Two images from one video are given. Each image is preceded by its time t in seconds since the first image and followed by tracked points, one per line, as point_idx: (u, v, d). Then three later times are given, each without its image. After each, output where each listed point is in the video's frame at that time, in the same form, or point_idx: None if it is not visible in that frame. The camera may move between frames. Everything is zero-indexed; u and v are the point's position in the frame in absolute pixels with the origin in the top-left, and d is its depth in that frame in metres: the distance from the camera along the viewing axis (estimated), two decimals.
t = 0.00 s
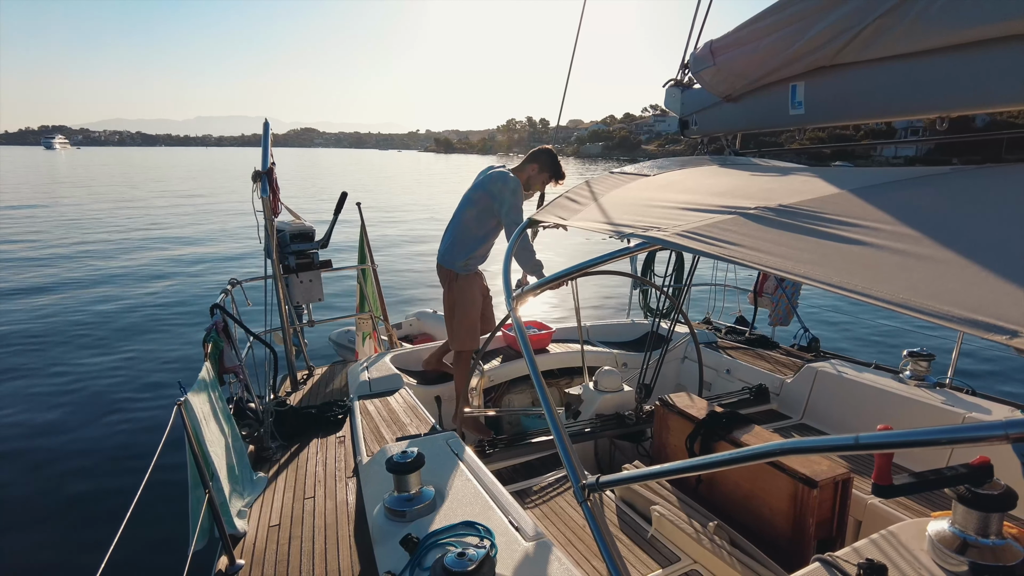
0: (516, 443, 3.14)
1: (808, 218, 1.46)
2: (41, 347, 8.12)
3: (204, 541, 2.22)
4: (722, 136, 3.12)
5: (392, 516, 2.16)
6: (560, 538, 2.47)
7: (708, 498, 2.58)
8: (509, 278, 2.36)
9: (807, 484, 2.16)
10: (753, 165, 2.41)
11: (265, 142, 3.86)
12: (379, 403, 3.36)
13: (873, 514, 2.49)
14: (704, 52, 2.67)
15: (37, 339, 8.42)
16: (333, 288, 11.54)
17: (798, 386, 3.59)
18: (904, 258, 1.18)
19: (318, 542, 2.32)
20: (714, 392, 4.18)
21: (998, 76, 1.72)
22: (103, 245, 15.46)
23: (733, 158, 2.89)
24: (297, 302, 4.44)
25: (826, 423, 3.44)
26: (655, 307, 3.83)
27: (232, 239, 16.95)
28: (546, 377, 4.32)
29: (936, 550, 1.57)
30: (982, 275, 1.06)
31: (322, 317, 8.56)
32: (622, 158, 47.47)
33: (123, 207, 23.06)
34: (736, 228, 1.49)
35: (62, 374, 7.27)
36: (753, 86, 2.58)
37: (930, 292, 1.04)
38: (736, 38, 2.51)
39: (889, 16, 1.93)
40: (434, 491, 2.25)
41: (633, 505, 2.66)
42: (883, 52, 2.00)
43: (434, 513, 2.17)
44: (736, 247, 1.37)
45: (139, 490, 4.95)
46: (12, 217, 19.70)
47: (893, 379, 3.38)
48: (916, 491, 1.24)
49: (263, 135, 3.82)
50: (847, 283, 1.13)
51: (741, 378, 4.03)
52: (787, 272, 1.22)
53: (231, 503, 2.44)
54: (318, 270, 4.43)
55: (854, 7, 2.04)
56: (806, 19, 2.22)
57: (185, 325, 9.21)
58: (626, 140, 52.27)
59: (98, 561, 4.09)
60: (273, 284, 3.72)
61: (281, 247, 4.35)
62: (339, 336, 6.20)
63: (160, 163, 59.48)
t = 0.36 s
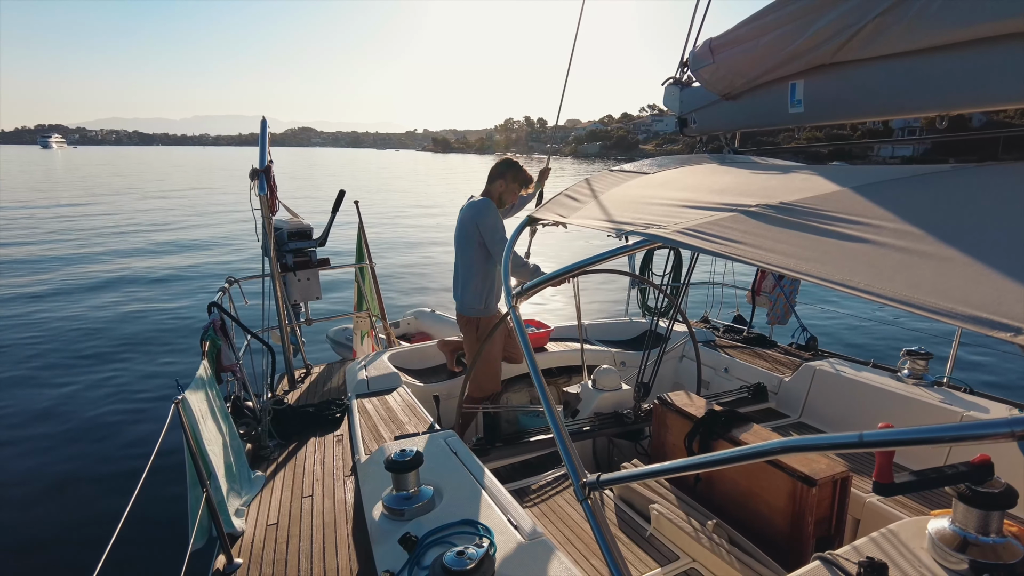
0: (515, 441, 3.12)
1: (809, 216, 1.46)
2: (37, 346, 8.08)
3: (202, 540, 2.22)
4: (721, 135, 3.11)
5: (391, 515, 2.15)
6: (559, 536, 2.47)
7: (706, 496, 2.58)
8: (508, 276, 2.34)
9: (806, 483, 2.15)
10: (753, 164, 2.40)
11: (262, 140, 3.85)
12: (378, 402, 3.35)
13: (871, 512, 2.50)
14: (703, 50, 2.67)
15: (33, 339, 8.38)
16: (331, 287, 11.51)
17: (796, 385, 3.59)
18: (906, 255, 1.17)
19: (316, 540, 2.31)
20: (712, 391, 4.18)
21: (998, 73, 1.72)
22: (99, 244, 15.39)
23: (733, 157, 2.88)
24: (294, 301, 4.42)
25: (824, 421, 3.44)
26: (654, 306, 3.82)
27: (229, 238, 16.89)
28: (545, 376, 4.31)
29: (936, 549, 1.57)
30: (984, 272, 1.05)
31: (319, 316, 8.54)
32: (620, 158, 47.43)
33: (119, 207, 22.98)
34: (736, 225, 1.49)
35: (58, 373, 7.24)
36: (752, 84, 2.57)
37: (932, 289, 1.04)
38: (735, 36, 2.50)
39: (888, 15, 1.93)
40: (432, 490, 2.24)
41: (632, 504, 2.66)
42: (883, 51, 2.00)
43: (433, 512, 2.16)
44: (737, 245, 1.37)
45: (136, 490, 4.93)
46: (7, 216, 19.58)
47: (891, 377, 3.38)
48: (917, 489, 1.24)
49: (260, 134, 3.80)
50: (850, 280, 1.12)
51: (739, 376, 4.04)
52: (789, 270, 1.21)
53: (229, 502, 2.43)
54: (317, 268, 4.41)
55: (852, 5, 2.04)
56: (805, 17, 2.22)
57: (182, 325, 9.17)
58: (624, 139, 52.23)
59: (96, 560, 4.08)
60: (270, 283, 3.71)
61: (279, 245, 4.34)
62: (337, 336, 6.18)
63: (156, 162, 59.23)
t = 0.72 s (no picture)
0: (515, 441, 3.12)
1: (811, 216, 1.45)
2: (36, 347, 8.06)
3: (202, 540, 2.22)
4: (721, 135, 3.10)
5: (391, 515, 2.14)
6: (558, 536, 2.47)
7: (706, 496, 2.58)
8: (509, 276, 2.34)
9: (806, 482, 2.16)
10: (753, 164, 2.40)
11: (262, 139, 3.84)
12: (377, 401, 3.35)
13: (871, 512, 2.50)
14: (703, 50, 2.66)
15: (32, 339, 8.36)
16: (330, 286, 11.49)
17: (796, 385, 3.59)
18: (908, 255, 1.17)
19: (316, 541, 2.30)
20: (712, 391, 4.19)
21: (998, 73, 1.72)
22: (97, 244, 15.36)
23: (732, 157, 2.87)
24: (294, 301, 4.42)
25: (823, 421, 3.44)
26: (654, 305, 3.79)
27: (227, 238, 16.86)
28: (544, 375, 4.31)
29: (937, 549, 1.57)
30: (985, 272, 1.05)
31: (319, 316, 8.53)
32: (620, 158, 47.41)
33: (117, 207, 22.93)
34: (738, 225, 1.48)
35: (57, 373, 7.22)
36: (752, 84, 2.57)
37: (935, 289, 1.04)
38: (735, 36, 2.50)
39: (888, 14, 1.93)
40: (431, 490, 2.24)
41: (631, 503, 2.66)
42: (883, 50, 2.00)
43: (433, 512, 2.16)
44: (737, 245, 1.37)
45: (136, 490, 4.93)
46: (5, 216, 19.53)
47: (890, 377, 3.38)
48: (917, 489, 1.24)
49: (259, 133, 3.80)
50: (852, 280, 1.12)
51: (739, 376, 4.04)
52: (790, 270, 1.21)
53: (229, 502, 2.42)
54: (316, 268, 4.41)
55: (852, 5, 2.04)
56: (806, 17, 2.21)
57: (181, 324, 9.15)
58: (624, 138, 52.18)
59: (96, 560, 4.07)
60: (270, 282, 3.70)
61: (278, 245, 4.33)
62: (338, 336, 6.19)
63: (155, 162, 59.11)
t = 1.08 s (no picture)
0: (514, 441, 3.12)
1: (809, 218, 1.46)
2: (36, 347, 8.07)
3: (202, 540, 2.22)
4: (720, 135, 3.10)
5: (390, 516, 2.14)
6: (558, 537, 2.47)
7: (705, 496, 2.58)
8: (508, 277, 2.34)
9: (805, 483, 2.16)
10: (752, 165, 2.40)
11: (261, 140, 3.84)
12: (377, 402, 3.35)
13: (870, 512, 2.50)
14: (703, 51, 2.67)
15: (32, 339, 8.36)
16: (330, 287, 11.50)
17: (795, 385, 3.59)
18: (906, 257, 1.18)
19: (316, 541, 2.31)
20: (711, 391, 4.19)
21: (998, 73, 1.73)
22: (96, 244, 15.36)
23: (731, 157, 2.88)
24: (293, 301, 4.42)
25: (822, 421, 3.45)
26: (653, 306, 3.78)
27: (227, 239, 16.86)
28: (543, 376, 4.31)
29: (935, 549, 1.58)
30: (984, 274, 1.06)
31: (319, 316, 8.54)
32: (619, 158, 47.42)
33: (116, 207, 22.92)
34: (737, 227, 1.49)
35: (56, 374, 7.22)
36: (751, 85, 2.57)
37: (932, 291, 1.04)
38: (735, 37, 2.51)
39: (887, 15, 1.93)
40: (431, 490, 2.24)
41: (631, 504, 2.66)
42: (883, 51, 2.00)
43: (432, 513, 2.16)
44: (736, 247, 1.37)
45: (137, 490, 4.93)
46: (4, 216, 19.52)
47: (889, 377, 3.39)
48: (915, 490, 1.24)
49: (259, 133, 3.80)
50: (849, 282, 1.13)
51: (738, 377, 4.04)
52: (788, 272, 1.22)
53: (228, 503, 2.42)
54: (315, 269, 4.41)
55: (853, 6, 2.04)
56: (806, 17, 2.22)
57: (180, 325, 9.15)
58: (623, 139, 52.17)
59: (97, 560, 4.07)
60: (270, 283, 3.70)
61: (277, 245, 4.33)
62: (340, 339, 6.21)
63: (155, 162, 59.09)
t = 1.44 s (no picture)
0: (506, 446, 3.12)
1: (803, 228, 1.47)
2: (24, 347, 7.97)
3: (192, 544, 2.20)
4: (713, 142, 3.11)
5: (382, 520, 2.13)
6: (550, 542, 2.46)
7: (697, 502, 2.59)
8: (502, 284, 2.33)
9: (796, 489, 2.17)
10: (745, 173, 2.41)
11: (255, 141, 3.82)
12: (368, 406, 3.34)
13: (860, 519, 2.52)
14: (697, 58, 2.68)
15: (20, 338, 8.26)
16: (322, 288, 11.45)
17: (787, 391, 3.61)
18: (901, 269, 1.19)
19: (306, 546, 2.29)
20: (702, 396, 4.21)
21: (992, 85, 1.74)
22: (86, 243, 15.23)
23: (725, 164, 2.89)
24: (285, 303, 4.40)
25: (813, 427, 3.47)
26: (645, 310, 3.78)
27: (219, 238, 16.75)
28: (536, 380, 4.31)
29: (925, 558, 1.59)
30: (979, 288, 1.06)
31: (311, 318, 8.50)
32: (614, 162, 47.58)
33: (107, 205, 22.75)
34: (731, 237, 1.49)
35: (44, 374, 7.15)
36: (745, 92, 2.59)
37: (926, 304, 1.05)
38: (732, 45, 2.51)
39: (883, 25, 1.95)
40: (423, 495, 2.23)
41: (623, 509, 2.66)
42: (878, 61, 2.01)
43: (424, 518, 2.15)
44: (731, 257, 1.37)
45: (126, 493, 4.88)
46: None
47: (880, 384, 3.41)
48: (905, 499, 1.25)
49: (253, 134, 3.77)
50: (844, 294, 1.13)
51: (730, 382, 4.06)
52: (784, 282, 1.22)
53: (219, 507, 2.40)
54: (308, 271, 4.40)
55: (850, 14, 2.05)
56: (803, 26, 2.23)
57: (171, 325, 9.09)
58: (618, 142, 52.33)
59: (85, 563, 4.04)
60: (262, 284, 3.68)
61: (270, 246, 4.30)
62: (335, 339, 6.21)
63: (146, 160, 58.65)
